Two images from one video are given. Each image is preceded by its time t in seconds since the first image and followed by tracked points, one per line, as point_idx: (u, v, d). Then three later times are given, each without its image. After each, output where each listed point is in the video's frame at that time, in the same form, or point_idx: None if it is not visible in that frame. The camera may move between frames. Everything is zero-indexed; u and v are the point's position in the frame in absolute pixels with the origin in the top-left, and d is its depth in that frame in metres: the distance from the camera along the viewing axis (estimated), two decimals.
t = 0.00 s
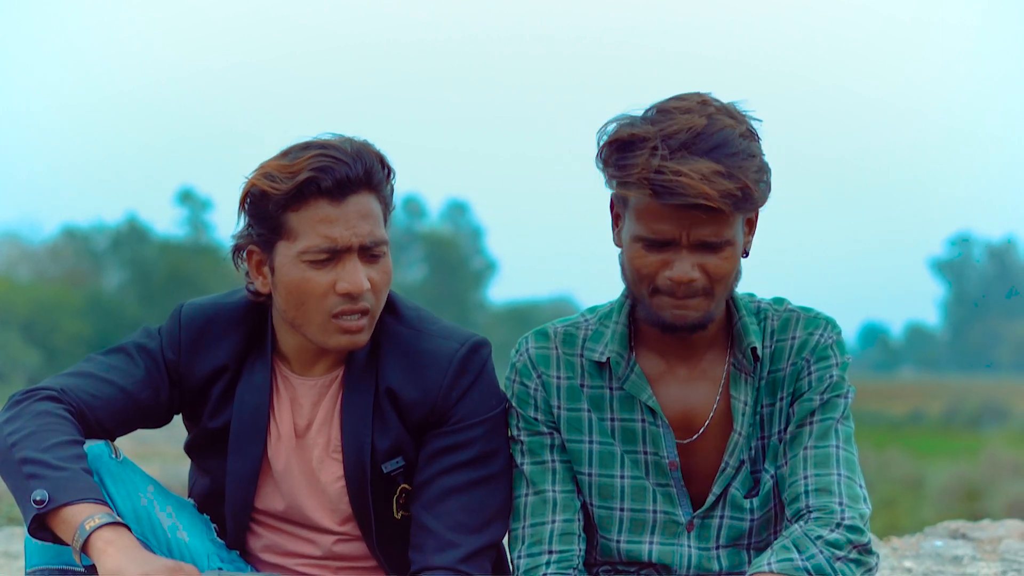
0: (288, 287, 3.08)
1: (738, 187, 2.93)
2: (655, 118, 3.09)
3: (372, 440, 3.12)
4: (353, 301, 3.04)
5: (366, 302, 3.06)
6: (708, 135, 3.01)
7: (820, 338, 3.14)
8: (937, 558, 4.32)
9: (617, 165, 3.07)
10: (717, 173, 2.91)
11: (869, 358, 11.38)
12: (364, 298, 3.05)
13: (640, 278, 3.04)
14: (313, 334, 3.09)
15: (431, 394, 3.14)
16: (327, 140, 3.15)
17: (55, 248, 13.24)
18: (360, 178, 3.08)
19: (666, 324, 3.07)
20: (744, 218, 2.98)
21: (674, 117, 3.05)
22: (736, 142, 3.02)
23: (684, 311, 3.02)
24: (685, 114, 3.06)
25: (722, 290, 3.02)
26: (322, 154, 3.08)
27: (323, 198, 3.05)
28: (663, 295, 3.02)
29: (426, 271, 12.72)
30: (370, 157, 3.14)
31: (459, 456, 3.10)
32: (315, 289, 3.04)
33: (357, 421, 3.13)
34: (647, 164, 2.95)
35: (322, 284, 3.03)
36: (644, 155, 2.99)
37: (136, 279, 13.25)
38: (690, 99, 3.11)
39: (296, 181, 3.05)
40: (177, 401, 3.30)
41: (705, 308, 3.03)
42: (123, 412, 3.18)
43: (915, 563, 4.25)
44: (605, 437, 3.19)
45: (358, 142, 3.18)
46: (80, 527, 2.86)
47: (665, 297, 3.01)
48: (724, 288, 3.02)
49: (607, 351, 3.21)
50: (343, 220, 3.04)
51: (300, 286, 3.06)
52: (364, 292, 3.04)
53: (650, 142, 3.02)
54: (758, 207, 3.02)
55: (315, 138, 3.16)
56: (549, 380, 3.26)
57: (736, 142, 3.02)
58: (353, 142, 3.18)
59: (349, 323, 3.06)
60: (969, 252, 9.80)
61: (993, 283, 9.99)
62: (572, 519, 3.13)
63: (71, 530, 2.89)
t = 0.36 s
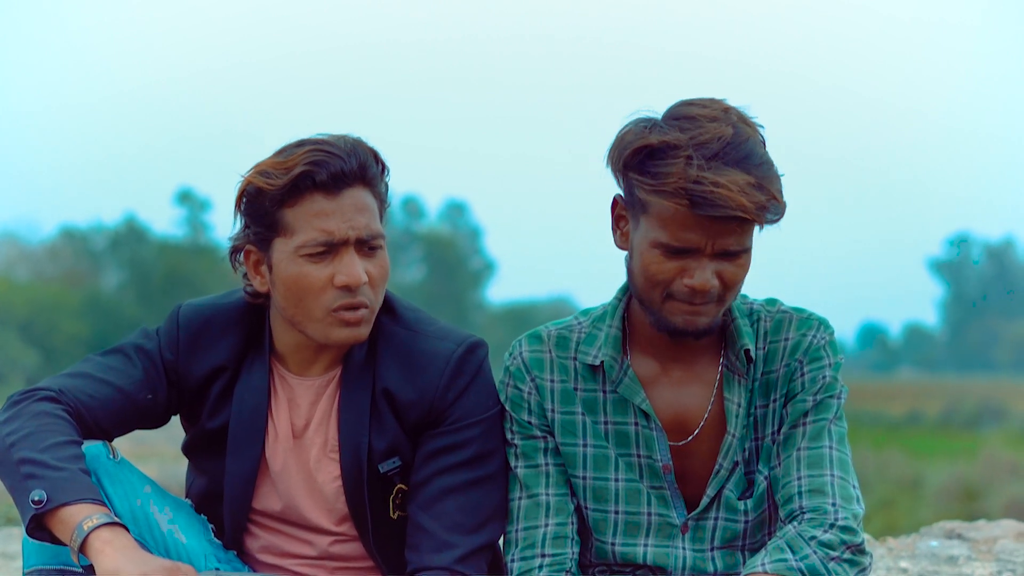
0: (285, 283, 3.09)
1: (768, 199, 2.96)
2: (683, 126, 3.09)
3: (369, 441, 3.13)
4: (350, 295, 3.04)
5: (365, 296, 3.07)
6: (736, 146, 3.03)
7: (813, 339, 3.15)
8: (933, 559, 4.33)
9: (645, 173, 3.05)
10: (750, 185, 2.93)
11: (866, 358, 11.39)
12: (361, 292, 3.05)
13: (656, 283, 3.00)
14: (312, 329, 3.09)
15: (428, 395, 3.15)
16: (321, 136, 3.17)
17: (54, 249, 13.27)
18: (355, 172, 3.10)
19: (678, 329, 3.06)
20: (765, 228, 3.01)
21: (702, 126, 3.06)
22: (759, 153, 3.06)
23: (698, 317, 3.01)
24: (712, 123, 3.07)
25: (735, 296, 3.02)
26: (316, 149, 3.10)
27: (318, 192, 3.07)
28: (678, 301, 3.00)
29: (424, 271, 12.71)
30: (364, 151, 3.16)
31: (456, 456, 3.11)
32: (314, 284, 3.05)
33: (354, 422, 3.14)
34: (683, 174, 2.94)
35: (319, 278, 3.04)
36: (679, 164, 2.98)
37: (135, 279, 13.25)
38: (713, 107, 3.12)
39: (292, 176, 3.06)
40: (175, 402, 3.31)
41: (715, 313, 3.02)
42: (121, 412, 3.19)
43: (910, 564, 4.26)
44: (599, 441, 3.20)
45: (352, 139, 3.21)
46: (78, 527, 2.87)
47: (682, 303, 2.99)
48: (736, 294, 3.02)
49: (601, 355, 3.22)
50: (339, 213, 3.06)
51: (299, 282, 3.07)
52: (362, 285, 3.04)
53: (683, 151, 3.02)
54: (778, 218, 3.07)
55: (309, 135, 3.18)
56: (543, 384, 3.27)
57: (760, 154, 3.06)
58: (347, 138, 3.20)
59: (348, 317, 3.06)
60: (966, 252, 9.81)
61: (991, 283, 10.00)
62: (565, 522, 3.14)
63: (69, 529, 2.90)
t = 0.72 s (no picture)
0: (285, 283, 3.10)
1: (780, 204, 2.98)
2: (698, 128, 3.08)
3: (365, 439, 3.14)
4: (351, 294, 3.05)
5: (365, 296, 3.07)
6: (749, 150, 3.04)
7: (809, 337, 3.16)
8: (929, 557, 4.34)
9: (659, 173, 3.04)
10: (764, 189, 2.94)
11: (865, 357, 11.40)
12: (361, 291, 3.06)
13: (664, 283, 3.00)
14: (312, 329, 3.10)
15: (424, 394, 3.15)
16: (317, 136, 3.18)
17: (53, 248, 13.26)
18: (353, 172, 3.11)
19: (681, 330, 3.07)
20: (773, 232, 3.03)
21: (716, 128, 3.06)
22: (769, 157, 3.07)
23: (702, 318, 3.02)
24: (725, 126, 3.07)
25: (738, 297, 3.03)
26: (314, 150, 3.11)
27: (317, 192, 3.07)
28: (684, 302, 3.00)
29: (423, 271, 12.75)
30: (361, 152, 3.17)
31: (453, 454, 3.12)
32: (314, 284, 3.05)
33: (351, 421, 3.15)
34: (700, 176, 2.93)
35: (319, 278, 3.05)
36: (697, 165, 2.97)
37: (134, 278, 13.24)
38: (725, 110, 3.12)
39: (291, 176, 3.07)
40: (172, 401, 3.31)
41: (719, 314, 3.03)
42: (118, 411, 3.20)
43: (907, 562, 4.27)
44: (595, 440, 3.21)
45: (348, 139, 3.21)
46: (76, 525, 2.88)
47: (688, 304, 2.99)
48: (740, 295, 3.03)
49: (597, 354, 3.22)
50: (338, 213, 3.06)
51: (299, 282, 3.07)
52: (362, 285, 3.05)
53: (700, 153, 3.01)
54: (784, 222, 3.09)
55: (307, 135, 3.18)
56: (539, 383, 3.27)
57: (770, 158, 3.07)
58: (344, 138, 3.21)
59: (349, 316, 3.07)
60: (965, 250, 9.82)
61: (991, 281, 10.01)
62: (561, 521, 3.15)
63: (66, 528, 2.90)
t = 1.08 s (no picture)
0: (274, 288, 3.11)
1: (790, 211, 2.99)
2: (711, 132, 3.08)
3: (363, 442, 3.15)
4: (338, 299, 3.06)
5: (353, 300, 3.08)
6: (761, 157, 3.04)
7: (807, 339, 3.17)
8: (926, 559, 4.35)
9: (674, 176, 3.03)
10: (776, 196, 2.95)
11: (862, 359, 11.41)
12: (349, 295, 3.07)
13: (673, 287, 3.00)
14: (302, 333, 3.11)
15: (421, 396, 3.16)
16: (306, 140, 3.18)
17: (51, 249, 13.23)
18: (341, 176, 3.11)
19: (682, 331, 3.08)
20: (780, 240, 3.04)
21: (730, 134, 3.06)
22: (779, 165, 3.09)
23: (706, 321, 3.03)
24: (738, 132, 3.07)
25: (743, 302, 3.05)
26: (302, 154, 3.11)
27: (304, 197, 3.08)
28: (692, 306, 3.00)
29: (420, 272, 12.75)
30: (350, 155, 3.16)
31: (450, 457, 3.12)
32: (301, 289, 3.06)
33: (349, 423, 3.16)
34: (716, 181, 2.93)
35: (306, 283, 3.05)
36: (712, 170, 2.97)
37: (132, 280, 13.22)
38: (736, 115, 3.12)
39: (278, 181, 3.08)
40: (170, 403, 3.32)
41: (722, 318, 3.05)
42: (117, 413, 3.20)
43: (904, 564, 4.28)
44: (593, 441, 3.21)
45: (338, 142, 3.21)
46: (75, 527, 2.88)
47: (694, 308, 3.00)
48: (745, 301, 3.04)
49: (595, 355, 3.23)
50: (325, 218, 3.06)
51: (287, 287, 3.08)
52: (350, 289, 3.05)
53: (715, 158, 3.01)
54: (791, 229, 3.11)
55: (296, 139, 3.18)
56: (536, 385, 3.27)
57: (781, 164, 3.09)
58: (334, 141, 3.21)
59: (337, 321, 3.08)
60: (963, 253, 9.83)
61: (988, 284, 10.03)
62: (559, 522, 3.15)
63: (65, 529, 2.90)
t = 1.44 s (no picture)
0: (258, 295, 3.12)
1: (795, 215, 2.99)
2: (718, 133, 3.07)
3: (363, 442, 3.15)
4: (321, 306, 3.05)
5: (336, 306, 3.07)
6: (767, 160, 3.04)
7: (809, 338, 3.17)
8: (927, 557, 4.35)
9: (681, 177, 3.03)
10: (783, 200, 2.95)
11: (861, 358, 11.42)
12: (332, 302, 3.06)
13: (678, 288, 3.01)
14: (287, 339, 3.11)
15: (421, 396, 3.16)
16: (292, 146, 3.18)
17: (49, 248, 13.25)
18: (322, 183, 3.10)
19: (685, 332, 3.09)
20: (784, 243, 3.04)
21: (737, 136, 3.06)
22: (786, 168, 3.09)
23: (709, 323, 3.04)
24: (746, 134, 3.07)
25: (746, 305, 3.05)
26: (284, 162, 3.11)
27: (285, 205, 3.08)
28: (697, 308, 3.01)
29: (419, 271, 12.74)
30: (334, 161, 3.15)
31: (450, 456, 3.12)
32: (284, 297, 3.06)
33: (349, 422, 3.16)
34: (723, 183, 2.93)
35: (288, 290, 3.05)
36: (719, 172, 2.97)
37: (130, 279, 13.21)
38: (743, 117, 3.11)
39: (259, 189, 3.08)
40: (171, 403, 3.32)
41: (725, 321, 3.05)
42: (118, 413, 3.20)
43: (905, 562, 4.28)
44: (595, 439, 3.21)
45: (325, 147, 3.20)
46: (75, 525, 2.88)
47: (698, 310, 3.01)
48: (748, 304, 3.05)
49: (598, 353, 3.22)
50: (305, 226, 3.06)
51: (271, 294, 3.08)
52: (332, 296, 3.05)
53: (721, 160, 3.01)
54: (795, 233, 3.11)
55: (281, 145, 3.18)
56: (538, 383, 3.27)
57: (787, 168, 3.09)
58: (320, 147, 3.20)
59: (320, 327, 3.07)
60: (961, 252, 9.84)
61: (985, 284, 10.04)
62: (561, 521, 3.15)
63: (66, 528, 2.90)
